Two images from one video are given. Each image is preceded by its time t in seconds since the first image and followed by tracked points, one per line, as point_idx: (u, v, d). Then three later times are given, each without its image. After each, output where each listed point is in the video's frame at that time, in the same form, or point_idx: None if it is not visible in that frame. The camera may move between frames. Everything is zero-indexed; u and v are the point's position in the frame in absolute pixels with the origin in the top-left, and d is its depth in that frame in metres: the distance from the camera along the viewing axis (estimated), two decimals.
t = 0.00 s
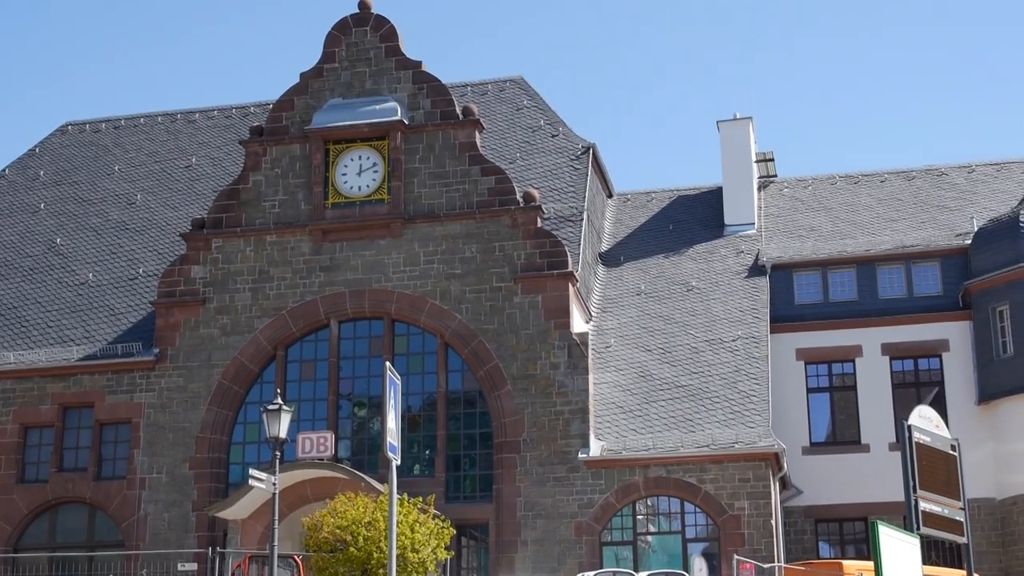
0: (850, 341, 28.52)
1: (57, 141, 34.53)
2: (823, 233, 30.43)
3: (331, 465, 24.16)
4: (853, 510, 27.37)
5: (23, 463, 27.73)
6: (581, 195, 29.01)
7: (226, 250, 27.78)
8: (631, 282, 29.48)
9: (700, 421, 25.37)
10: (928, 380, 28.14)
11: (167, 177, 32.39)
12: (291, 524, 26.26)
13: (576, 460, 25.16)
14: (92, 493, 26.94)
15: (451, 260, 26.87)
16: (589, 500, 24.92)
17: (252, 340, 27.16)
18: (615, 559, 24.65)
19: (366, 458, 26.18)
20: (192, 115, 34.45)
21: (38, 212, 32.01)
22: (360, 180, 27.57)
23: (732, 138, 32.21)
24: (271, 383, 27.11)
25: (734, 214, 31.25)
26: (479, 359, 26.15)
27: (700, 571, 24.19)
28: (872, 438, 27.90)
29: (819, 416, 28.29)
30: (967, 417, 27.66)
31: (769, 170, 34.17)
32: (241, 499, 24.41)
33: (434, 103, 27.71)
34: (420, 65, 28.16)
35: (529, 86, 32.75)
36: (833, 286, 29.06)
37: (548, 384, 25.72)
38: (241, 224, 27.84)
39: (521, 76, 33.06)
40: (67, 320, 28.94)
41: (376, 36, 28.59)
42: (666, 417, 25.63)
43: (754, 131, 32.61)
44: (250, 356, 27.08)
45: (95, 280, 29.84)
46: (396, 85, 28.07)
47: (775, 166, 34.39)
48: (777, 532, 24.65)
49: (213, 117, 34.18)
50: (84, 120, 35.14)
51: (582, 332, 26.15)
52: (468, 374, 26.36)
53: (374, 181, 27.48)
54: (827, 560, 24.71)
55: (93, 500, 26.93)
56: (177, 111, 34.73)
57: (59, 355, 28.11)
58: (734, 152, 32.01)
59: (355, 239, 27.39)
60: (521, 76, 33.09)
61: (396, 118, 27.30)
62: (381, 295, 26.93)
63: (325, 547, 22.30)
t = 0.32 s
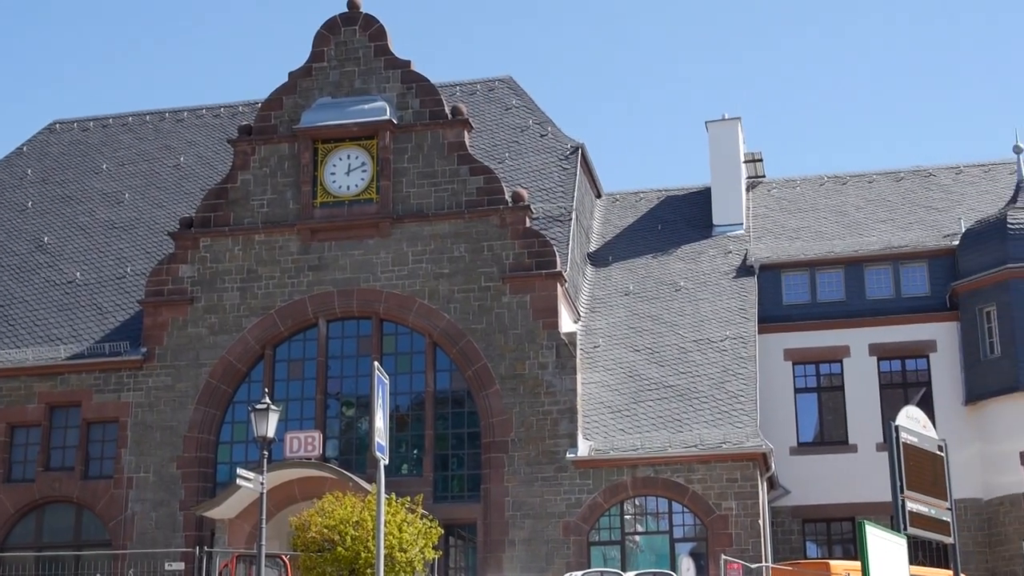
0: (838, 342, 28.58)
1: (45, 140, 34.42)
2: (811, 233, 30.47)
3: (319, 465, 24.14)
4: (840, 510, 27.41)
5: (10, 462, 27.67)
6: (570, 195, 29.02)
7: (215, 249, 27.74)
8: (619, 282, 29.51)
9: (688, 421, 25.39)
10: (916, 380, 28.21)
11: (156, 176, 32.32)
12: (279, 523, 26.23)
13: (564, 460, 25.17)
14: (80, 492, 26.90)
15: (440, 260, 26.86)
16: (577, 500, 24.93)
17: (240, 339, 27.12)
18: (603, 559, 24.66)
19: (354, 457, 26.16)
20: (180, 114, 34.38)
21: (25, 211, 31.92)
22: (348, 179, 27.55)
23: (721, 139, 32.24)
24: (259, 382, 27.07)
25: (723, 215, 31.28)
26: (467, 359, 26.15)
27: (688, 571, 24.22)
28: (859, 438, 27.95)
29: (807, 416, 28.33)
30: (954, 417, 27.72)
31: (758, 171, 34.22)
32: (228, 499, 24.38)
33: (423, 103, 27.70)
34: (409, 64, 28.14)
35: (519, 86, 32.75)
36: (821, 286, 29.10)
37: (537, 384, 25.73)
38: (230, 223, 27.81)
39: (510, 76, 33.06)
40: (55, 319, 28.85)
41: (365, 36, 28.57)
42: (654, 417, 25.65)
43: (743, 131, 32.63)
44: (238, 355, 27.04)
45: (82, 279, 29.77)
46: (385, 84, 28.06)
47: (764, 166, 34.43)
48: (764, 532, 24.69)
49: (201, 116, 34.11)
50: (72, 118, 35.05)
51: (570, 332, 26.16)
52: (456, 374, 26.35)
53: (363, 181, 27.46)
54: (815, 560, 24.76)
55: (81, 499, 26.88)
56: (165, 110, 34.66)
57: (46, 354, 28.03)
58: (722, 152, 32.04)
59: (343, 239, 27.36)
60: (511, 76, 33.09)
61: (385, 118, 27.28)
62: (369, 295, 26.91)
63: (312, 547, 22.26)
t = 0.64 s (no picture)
0: (824, 343, 28.64)
1: (31, 137, 34.31)
2: (797, 234, 30.53)
3: (305, 465, 24.10)
4: (825, 511, 27.46)
5: None
6: (556, 196, 29.03)
7: (201, 248, 27.69)
8: (606, 283, 29.54)
9: (674, 422, 25.42)
10: (901, 382, 28.28)
11: (142, 175, 32.25)
12: (264, 523, 26.19)
13: (550, 461, 25.17)
14: (64, 491, 26.82)
15: (426, 260, 26.85)
16: (562, 500, 24.95)
17: (225, 338, 27.07)
18: (588, 560, 24.66)
19: (340, 458, 26.13)
20: (167, 112, 34.30)
21: (11, 209, 31.82)
22: (335, 179, 27.51)
23: (708, 141, 32.24)
24: (245, 381, 27.03)
25: (710, 216, 31.31)
26: (453, 359, 26.14)
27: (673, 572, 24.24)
28: (845, 439, 28.00)
29: (793, 417, 28.38)
30: (938, 419, 27.80)
31: (744, 173, 34.27)
32: (214, 498, 24.33)
33: (411, 103, 27.68)
34: (397, 64, 28.12)
35: (506, 87, 32.74)
36: (807, 288, 29.14)
37: (523, 384, 25.73)
38: (216, 222, 27.76)
39: (497, 76, 33.05)
40: (41, 317, 28.78)
41: (352, 35, 28.55)
42: (640, 418, 25.67)
43: (729, 133, 32.62)
44: (224, 355, 26.99)
45: (68, 278, 29.68)
46: (372, 84, 28.04)
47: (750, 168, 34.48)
48: (750, 533, 24.73)
49: (188, 114, 34.04)
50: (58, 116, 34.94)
51: (557, 333, 26.17)
52: (442, 374, 26.34)
53: (350, 180, 27.44)
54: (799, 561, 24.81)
55: (65, 498, 26.80)
56: (151, 108, 34.57)
57: (31, 353, 27.96)
58: (709, 154, 32.05)
59: (330, 238, 27.33)
60: (498, 76, 33.08)
61: (372, 117, 27.26)
62: (356, 295, 26.88)
63: (297, 547, 22.23)
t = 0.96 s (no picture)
0: (807, 344, 28.72)
1: (13, 135, 34.17)
2: (781, 236, 30.61)
3: (290, 465, 24.05)
4: (808, 511, 27.52)
5: None
6: (541, 196, 29.05)
7: (184, 247, 27.63)
8: (590, 283, 29.57)
9: (657, 423, 25.45)
10: (884, 383, 28.37)
11: (125, 174, 32.15)
12: (246, 523, 26.13)
13: (534, 461, 25.17)
14: (46, 491, 26.74)
15: (411, 260, 26.84)
16: (546, 500, 24.96)
17: (209, 338, 27.01)
18: (571, 560, 24.67)
19: (323, 457, 26.09)
20: (151, 111, 34.20)
21: None
22: (319, 178, 27.48)
23: (694, 142, 32.20)
24: (228, 381, 26.97)
25: (694, 217, 31.35)
26: (437, 359, 26.14)
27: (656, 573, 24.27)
28: (827, 440, 28.07)
29: (775, 418, 28.45)
30: (921, 420, 27.91)
31: (729, 173, 34.32)
32: (197, 497, 24.26)
33: (395, 103, 27.66)
34: (382, 64, 28.10)
35: (491, 87, 32.73)
36: (790, 289, 29.22)
37: (507, 385, 25.73)
38: (200, 221, 27.70)
39: (482, 76, 33.04)
40: (23, 316, 28.68)
41: (337, 35, 28.52)
42: (624, 418, 25.70)
43: (713, 134, 32.58)
44: (207, 355, 26.93)
45: (50, 277, 29.58)
46: (356, 83, 28.01)
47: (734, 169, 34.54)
48: (733, 533, 24.78)
49: (171, 113, 33.95)
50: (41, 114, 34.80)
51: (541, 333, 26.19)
52: (426, 374, 26.33)
53: (334, 180, 27.40)
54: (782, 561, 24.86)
55: (47, 498, 26.72)
56: (135, 107, 34.47)
57: (13, 352, 27.86)
58: (693, 156, 32.06)
59: (314, 238, 27.30)
60: (483, 76, 33.07)
61: (357, 117, 27.23)
62: (339, 295, 26.84)
63: (280, 547, 22.17)
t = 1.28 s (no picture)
0: (791, 345, 28.79)
1: None
2: (766, 237, 30.67)
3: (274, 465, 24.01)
4: (793, 512, 27.58)
5: None
6: (526, 196, 29.06)
7: (169, 246, 27.57)
8: (575, 284, 29.59)
9: (642, 423, 25.48)
10: (868, 384, 28.45)
11: (109, 173, 32.06)
12: (231, 523, 26.08)
13: (519, 461, 25.17)
14: (29, 491, 26.66)
15: (396, 260, 26.82)
16: (531, 500, 24.96)
17: (193, 338, 26.95)
18: (556, 560, 24.69)
19: (308, 457, 26.05)
20: (135, 110, 34.10)
21: None
22: (305, 178, 27.44)
23: (679, 143, 32.27)
24: (213, 380, 26.91)
25: (679, 218, 31.38)
26: (422, 360, 26.13)
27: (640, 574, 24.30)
28: (812, 441, 28.12)
29: (760, 419, 28.51)
30: (904, 421, 27.99)
31: (714, 174, 34.35)
32: (180, 497, 24.20)
33: (381, 102, 27.63)
34: (367, 64, 28.07)
35: (477, 87, 32.73)
36: (775, 290, 29.30)
37: (492, 385, 25.72)
38: (185, 220, 27.64)
39: (468, 76, 33.04)
40: (6, 315, 28.58)
41: (323, 34, 28.48)
42: (609, 419, 25.72)
43: (699, 135, 32.65)
44: (192, 354, 26.87)
45: (34, 276, 29.48)
46: (342, 83, 27.98)
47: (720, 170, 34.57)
48: (717, 534, 24.81)
49: (156, 112, 33.87)
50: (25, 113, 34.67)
51: (526, 333, 26.20)
52: (411, 374, 26.32)
53: (320, 180, 27.37)
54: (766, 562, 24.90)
55: (30, 498, 26.64)
56: (119, 106, 34.37)
57: None
58: (678, 156, 32.10)
59: (299, 237, 27.27)
60: (469, 76, 33.06)
61: (342, 117, 27.20)
62: (324, 295, 26.80)
63: (265, 547, 22.15)
